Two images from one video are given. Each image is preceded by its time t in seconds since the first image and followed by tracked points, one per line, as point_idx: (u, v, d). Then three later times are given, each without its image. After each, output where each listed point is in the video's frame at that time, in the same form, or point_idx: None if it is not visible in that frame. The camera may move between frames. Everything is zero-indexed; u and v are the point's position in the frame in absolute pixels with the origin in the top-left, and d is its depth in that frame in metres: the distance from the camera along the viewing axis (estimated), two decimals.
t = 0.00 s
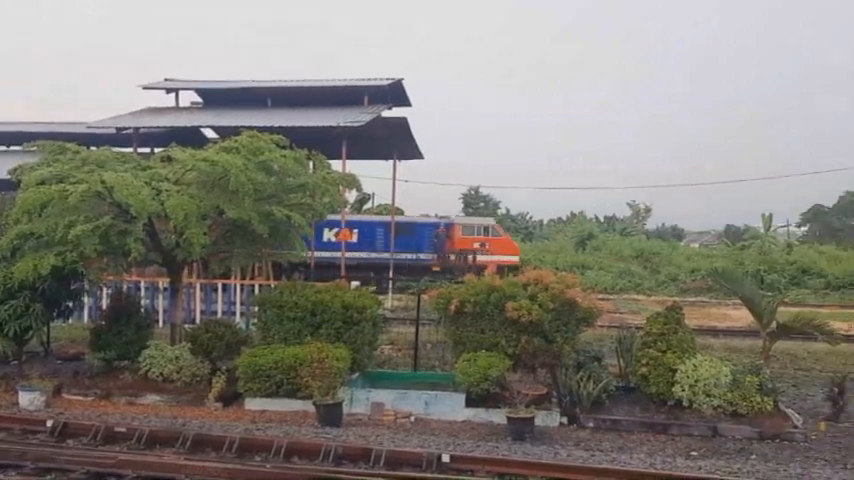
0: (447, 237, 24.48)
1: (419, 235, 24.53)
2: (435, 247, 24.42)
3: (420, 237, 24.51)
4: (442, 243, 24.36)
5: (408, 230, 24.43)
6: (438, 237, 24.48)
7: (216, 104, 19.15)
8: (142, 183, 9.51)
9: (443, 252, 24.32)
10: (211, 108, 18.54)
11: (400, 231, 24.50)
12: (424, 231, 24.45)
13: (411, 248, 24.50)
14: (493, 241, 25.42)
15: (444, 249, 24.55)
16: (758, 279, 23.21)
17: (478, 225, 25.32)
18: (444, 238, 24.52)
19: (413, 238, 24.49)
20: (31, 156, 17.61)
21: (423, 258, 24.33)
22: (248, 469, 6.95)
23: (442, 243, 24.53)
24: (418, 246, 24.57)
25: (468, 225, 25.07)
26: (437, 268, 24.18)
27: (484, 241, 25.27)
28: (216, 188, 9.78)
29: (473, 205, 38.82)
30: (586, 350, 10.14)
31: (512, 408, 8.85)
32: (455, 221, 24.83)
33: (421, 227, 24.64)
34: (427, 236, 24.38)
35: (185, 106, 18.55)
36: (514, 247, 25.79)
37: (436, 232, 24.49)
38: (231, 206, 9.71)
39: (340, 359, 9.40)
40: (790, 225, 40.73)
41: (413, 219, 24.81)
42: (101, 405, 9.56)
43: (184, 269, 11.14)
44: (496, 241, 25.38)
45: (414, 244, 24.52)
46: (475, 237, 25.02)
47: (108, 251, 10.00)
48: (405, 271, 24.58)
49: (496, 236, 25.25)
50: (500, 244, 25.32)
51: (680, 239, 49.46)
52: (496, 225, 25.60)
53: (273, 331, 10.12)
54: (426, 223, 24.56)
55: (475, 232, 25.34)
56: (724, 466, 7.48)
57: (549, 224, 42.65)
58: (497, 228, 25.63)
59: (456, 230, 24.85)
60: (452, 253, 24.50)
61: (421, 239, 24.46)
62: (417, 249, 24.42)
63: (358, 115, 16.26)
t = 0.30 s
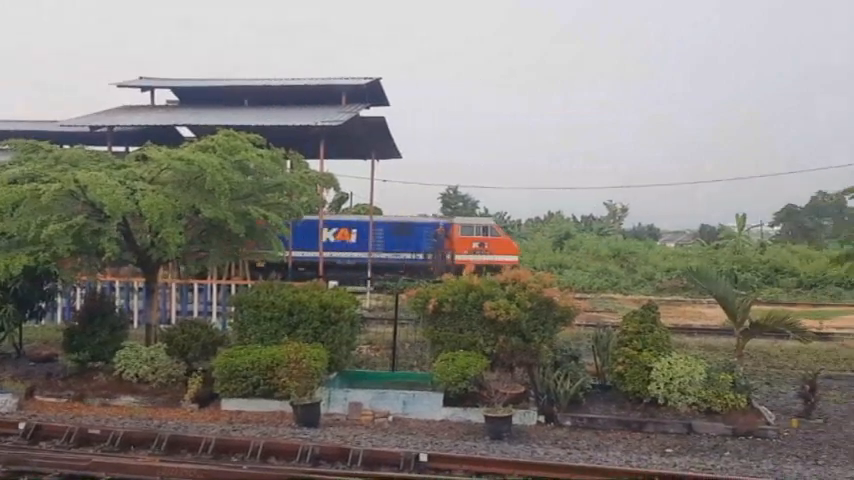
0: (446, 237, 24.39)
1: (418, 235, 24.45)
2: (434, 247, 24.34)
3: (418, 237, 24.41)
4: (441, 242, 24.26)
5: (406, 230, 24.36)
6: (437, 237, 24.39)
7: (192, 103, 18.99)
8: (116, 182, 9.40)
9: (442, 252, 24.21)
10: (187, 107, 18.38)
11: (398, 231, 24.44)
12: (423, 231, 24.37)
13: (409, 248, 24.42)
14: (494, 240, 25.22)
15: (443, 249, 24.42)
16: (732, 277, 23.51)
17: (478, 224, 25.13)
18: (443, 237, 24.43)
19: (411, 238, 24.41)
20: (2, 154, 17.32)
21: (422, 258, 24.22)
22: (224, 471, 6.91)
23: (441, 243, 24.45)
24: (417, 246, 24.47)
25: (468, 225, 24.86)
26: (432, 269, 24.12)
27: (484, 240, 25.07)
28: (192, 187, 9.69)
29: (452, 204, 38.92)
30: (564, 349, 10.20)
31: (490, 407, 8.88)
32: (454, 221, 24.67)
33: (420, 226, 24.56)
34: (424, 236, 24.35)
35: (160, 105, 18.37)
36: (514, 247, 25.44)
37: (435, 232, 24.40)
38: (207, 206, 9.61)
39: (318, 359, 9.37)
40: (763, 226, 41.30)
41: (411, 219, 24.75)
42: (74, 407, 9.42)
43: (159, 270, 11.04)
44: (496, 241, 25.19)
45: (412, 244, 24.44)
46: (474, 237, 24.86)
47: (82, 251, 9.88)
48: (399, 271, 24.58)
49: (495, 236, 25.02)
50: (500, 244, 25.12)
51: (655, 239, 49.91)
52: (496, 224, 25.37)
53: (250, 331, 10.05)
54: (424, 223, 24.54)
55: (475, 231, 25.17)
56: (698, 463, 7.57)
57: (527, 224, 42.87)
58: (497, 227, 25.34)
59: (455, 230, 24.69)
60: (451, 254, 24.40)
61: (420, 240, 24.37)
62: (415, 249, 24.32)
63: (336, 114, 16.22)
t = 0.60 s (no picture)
0: (452, 237, 24.99)
1: (423, 235, 24.92)
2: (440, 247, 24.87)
3: (424, 237, 24.85)
4: (448, 242, 24.85)
5: (413, 230, 24.77)
6: (442, 237, 24.98)
7: (175, 102, 18.87)
8: (98, 181, 9.32)
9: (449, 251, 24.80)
10: (170, 106, 18.26)
11: (403, 231, 24.75)
12: (429, 231, 24.87)
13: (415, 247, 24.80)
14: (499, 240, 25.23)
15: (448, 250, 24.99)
16: (714, 276, 23.71)
17: (482, 224, 25.14)
18: (449, 237, 25.01)
19: (417, 238, 24.84)
20: None
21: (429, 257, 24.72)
22: (207, 472, 6.88)
23: (447, 243, 24.99)
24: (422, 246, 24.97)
25: (473, 225, 25.28)
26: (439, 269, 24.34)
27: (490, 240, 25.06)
28: (175, 186, 9.62)
29: (437, 204, 39.01)
30: (548, 348, 10.24)
31: (474, 407, 8.90)
32: (459, 221, 25.15)
33: (425, 226, 25.02)
34: (431, 236, 24.90)
35: (142, 104, 18.24)
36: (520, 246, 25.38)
37: (440, 231, 25.00)
38: (190, 205, 9.54)
39: (303, 359, 9.44)
40: (745, 225, 41.67)
41: (416, 219, 25.16)
42: (55, 409, 9.33)
43: (142, 269, 10.97)
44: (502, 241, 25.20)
45: (418, 244, 24.87)
46: (479, 237, 24.88)
47: (63, 251, 9.79)
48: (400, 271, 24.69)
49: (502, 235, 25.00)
50: (507, 243, 25.13)
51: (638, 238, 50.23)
52: (502, 223, 25.32)
53: (233, 332, 10.01)
54: (430, 223, 25.06)
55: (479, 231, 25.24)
56: (680, 461, 7.62)
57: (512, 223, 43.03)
58: (503, 227, 25.28)
59: (461, 230, 24.92)
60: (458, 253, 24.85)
61: (425, 239, 24.87)
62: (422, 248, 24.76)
63: (320, 114, 16.18)
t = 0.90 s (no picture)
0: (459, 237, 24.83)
1: (430, 235, 24.95)
2: (447, 247, 24.76)
3: (430, 237, 24.83)
4: (454, 242, 24.70)
5: (419, 230, 24.79)
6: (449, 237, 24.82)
7: (159, 101, 18.74)
8: (81, 181, 9.24)
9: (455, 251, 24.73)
10: (154, 105, 18.13)
11: (410, 231, 24.82)
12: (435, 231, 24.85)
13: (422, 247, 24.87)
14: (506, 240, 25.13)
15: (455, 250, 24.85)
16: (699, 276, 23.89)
17: (490, 224, 25.05)
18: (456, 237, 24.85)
19: (424, 238, 24.89)
20: None
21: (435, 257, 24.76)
22: (192, 473, 6.84)
23: (454, 243, 24.83)
24: (429, 246, 24.92)
25: (479, 225, 25.09)
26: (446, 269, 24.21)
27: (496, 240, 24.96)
28: (159, 186, 9.55)
29: (423, 204, 39.04)
30: (534, 347, 10.26)
31: (461, 406, 8.90)
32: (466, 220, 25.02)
33: (432, 226, 25.02)
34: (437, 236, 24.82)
35: (126, 103, 18.10)
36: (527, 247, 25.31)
37: (447, 232, 24.81)
38: (174, 205, 9.47)
39: (288, 359, 9.41)
40: (729, 225, 42.01)
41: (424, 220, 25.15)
42: (38, 410, 9.22)
43: (126, 269, 10.89)
44: (508, 241, 25.10)
45: (424, 243, 24.95)
46: (487, 237, 24.77)
47: (46, 251, 9.69)
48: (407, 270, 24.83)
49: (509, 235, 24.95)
50: (514, 244, 25.06)
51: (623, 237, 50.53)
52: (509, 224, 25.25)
53: (218, 332, 9.95)
54: (438, 223, 24.97)
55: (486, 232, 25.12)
56: (665, 459, 7.67)
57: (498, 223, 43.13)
58: (510, 227, 25.21)
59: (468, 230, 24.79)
60: (465, 253, 24.76)
61: (432, 239, 24.88)
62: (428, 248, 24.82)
63: (306, 113, 16.13)
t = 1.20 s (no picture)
0: (466, 236, 24.63)
1: (437, 235, 24.71)
2: (454, 246, 24.52)
3: (437, 237, 24.64)
4: (461, 241, 24.48)
5: (426, 229, 24.64)
6: (457, 237, 24.64)
7: (142, 100, 18.60)
8: (63, 180, 9.16)
9: (462, 251, 24.53)
10: (137, 104, 17.99)
11: (418, 230, 24.65)
12: (443, 230, 24.65)
13: (429, 247, 24.68)
14: (514, 240, 24.63)
15: (463, 249, 24.57)
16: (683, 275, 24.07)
17: (497, 224, 24.62)
18: (463, 236, 24.66)
19: (431, 238, 24.67)
20: None
21: (442, 257, 24.54)
22: (175, 474, 6.79)
23: (461, 243, 24.58)
24: (436, 246, 24.72)
25: (487, 224, 24.62)
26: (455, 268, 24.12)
27: (504, 240, 24.49)
28: (142, 185, 9.47)
29: (409, 204, 39.04)
30: (519, 346, 10.28)
31: (446, 406, 8.90)
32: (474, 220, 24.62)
33: (440, 226, 24.82)
34: (445, 236, 24.60)
35: (109, 101, 17.95)
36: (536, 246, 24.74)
37: (455, 231, 24.62)
38: (158, 204, 9.38)
39: (273, 359, 9.36)
40: (714, 224, 42.32)
41: (432, 220, 24.99)
42: (19, 411, 9.10)
43: (109, 270, 10.80)
44: (516, 241, 24.57)
45: (432, 243, 24.73)
46: (493, 237, 24.35)
47: (27, 251, 9.59)
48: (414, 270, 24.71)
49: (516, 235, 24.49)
50: (521, 243, 24.55)
51: (608, 236, 50.81)
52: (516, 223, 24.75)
53: (203, 332, 9.88)
54: (445, 223, 24.74)
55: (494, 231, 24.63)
56: (650, 457, 7.71)
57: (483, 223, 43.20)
58: (518, 227, 24.68)
59: (474, 230, 24.44)
60: (471, 253, 24.41)
61: (440, 239, 24.64)
62: (436, 248, 24.62)
63: (290, 112, 16.06)
